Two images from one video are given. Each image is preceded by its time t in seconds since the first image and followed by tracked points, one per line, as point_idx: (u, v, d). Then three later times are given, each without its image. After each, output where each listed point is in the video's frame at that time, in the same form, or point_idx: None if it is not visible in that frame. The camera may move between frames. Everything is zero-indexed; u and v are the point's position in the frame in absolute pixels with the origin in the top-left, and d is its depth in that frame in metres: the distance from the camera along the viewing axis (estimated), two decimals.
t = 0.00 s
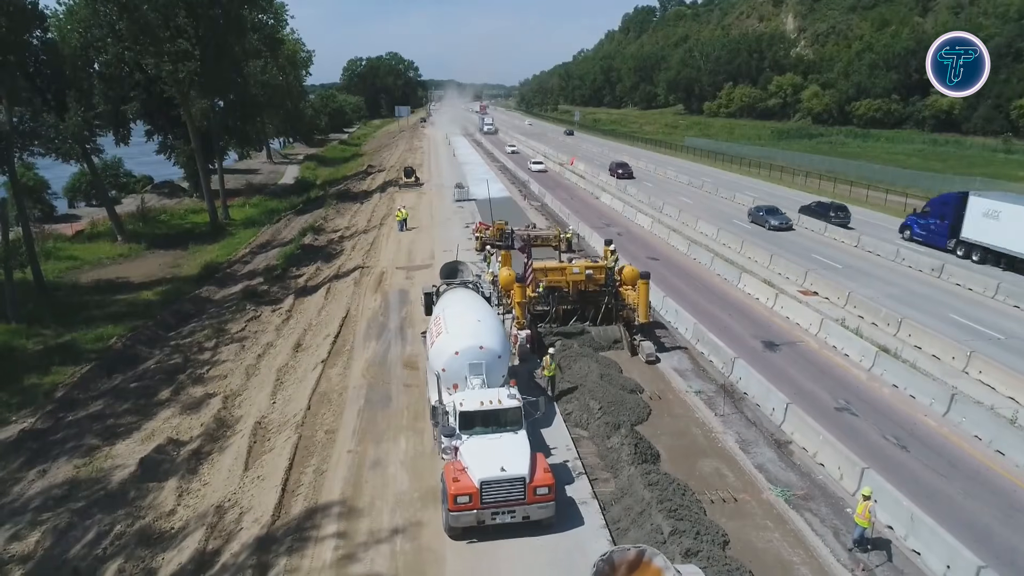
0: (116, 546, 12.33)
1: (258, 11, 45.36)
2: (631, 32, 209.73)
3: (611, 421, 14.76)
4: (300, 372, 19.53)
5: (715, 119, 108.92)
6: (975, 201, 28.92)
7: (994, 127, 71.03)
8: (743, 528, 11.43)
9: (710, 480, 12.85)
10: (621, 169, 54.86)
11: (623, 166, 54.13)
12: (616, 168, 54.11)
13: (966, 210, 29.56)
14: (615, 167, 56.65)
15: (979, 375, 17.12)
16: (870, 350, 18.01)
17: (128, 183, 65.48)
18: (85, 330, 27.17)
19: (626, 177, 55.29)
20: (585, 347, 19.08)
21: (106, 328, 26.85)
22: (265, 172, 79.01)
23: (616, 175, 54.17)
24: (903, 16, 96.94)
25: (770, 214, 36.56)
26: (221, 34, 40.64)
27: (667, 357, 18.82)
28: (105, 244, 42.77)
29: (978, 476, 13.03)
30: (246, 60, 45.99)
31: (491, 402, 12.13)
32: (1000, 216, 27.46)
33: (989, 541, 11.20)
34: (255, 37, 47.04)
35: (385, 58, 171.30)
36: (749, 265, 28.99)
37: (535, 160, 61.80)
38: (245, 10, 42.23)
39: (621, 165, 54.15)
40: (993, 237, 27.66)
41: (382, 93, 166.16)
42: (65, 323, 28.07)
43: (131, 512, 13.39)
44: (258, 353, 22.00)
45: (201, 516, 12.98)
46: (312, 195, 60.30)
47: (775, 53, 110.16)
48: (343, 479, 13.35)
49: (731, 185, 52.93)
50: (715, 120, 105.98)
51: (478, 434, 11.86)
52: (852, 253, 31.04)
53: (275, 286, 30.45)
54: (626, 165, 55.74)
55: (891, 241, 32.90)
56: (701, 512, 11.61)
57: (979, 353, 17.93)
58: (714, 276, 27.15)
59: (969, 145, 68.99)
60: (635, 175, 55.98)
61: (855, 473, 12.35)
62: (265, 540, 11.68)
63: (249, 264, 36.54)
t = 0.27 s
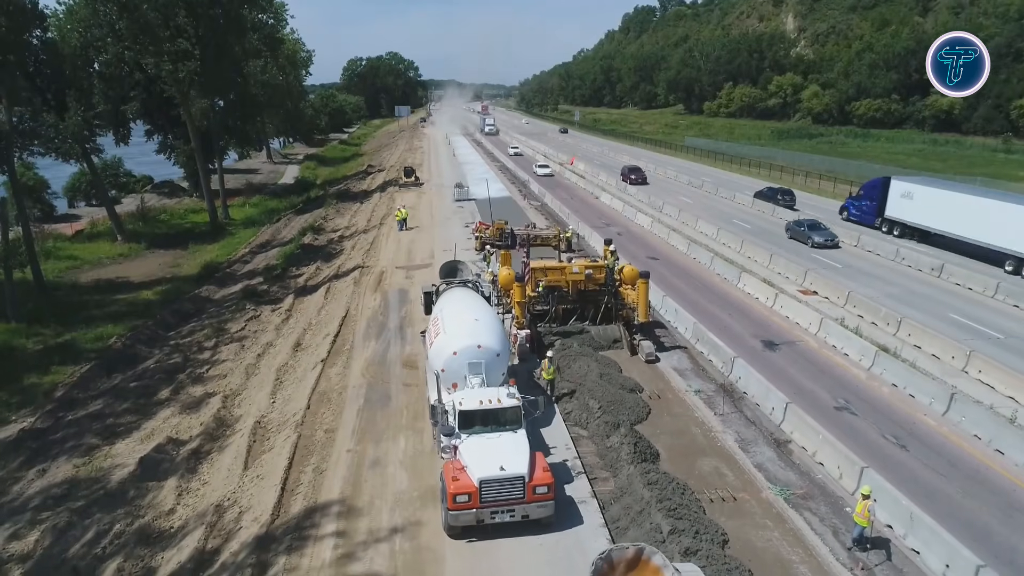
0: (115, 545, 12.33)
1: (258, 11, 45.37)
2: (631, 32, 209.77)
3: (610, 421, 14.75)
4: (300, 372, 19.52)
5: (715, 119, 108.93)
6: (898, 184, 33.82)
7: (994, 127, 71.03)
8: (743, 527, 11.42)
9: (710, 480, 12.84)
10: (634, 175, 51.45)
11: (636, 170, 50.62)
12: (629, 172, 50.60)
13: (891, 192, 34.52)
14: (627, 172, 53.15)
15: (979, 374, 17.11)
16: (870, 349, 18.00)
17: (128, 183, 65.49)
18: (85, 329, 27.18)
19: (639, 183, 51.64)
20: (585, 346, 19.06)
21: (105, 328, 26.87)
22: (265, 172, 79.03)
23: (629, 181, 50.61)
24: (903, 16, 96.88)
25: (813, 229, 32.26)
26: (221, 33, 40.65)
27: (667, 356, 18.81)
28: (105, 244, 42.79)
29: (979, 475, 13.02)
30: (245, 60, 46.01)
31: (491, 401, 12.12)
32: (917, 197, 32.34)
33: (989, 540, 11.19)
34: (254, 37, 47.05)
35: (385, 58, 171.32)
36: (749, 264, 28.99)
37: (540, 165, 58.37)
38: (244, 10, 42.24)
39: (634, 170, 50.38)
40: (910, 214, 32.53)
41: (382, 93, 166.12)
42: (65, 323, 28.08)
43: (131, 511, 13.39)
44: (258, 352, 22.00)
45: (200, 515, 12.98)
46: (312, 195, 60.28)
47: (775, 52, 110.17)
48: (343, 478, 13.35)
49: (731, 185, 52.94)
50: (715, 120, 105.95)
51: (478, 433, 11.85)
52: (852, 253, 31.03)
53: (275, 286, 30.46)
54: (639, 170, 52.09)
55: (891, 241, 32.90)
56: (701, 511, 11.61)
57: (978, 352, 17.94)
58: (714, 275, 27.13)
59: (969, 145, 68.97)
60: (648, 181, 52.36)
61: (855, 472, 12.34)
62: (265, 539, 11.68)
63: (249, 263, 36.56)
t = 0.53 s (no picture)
0: (115, 545, 12.32)
1: (258, 11, 45.37)
2: (631, 32, 209.84)
3: (610, 420, 14.74)
4: (300, 371, 19.52)
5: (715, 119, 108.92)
6: (837, 171, 38.68)
7: (994, 127, 71.06)
8: (742, 527, 11.41)
9: (709, 480, 12.84)
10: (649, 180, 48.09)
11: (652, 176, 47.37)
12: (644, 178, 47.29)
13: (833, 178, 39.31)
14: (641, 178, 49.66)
15: (979, 374, 17.10)
16: (869, 349, 17.99)
17: (128, 183, 65.51)
18: (85, 329, 27.19)
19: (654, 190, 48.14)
20: (585, 346, 19.05)
21: (105, 327, 26.89)
22: (266, 172, 79.06)
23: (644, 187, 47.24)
24: (903, 16, 96.82)
25: (867, 249, 28.23)
26: (221, 33, 40.66)
27: (667, 356, 18.81)
28: (105, 244, 42.79)
29: (978, 475, 13.00)
30: (245, 60, 46.04)
31: (490, 401, 12.12)
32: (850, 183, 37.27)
33: (989, 540, 11.17)
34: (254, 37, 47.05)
35: (385, 58, 171.36)
36: (749, 264, 28.96)
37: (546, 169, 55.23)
38: (245, 10, 42.22)
39: (649, 177, 46.82)
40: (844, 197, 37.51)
41: (382, 93, 166.14)
42: (65, 323, 28.10)
43: (130, 511, 13.38)
44: (257, 352, 22.00)
45: (200, 515, 12.98)
46: (312, 195, 60.28)
47: (775, 52, 110.19)
48: (342, 477, 13.34)
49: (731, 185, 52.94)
50: (715, 121, 105.98)
51: (477, 433, 11.85)
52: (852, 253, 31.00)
53: (275, 286, 30.46)
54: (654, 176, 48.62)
55: (891, 241, 32.89)
56: (700, 510, 11.60)
57: (978, 352, 17.92)
58: (713, 275, 27.12)
59: (969, 145, 68.98)
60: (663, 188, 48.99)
61: (855, 472, 12.32)
62: (264, 539, 11.66)
63: (249, 263, 36.57)
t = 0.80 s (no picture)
0: (114, 545, 12.32)
1: (258, 11, 45.33)
2: (631, 32, 209.94)
3: (610, 421, 14.75)
4: (299, 371, 19.52)
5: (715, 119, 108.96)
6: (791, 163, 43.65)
7: (995, 127, 71.10)
8: (741, 527, 11.42)
9: (709, 480, 12.84)
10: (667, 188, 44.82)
11: (670, 184, 44.15)
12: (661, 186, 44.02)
13: (786, 168, 44.04)
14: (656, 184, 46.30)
15: (978, 374, 17.09)
16: (869, 349, 17.98)
17: (128, 183, 65.51)
18: (85, 329, 27.18)
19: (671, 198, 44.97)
20: (585, 346, 19.04)
21: (105, 327, 26.92)
22: (266, 172, 79.10)
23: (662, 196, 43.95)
24: (903, 16, 96.80)
25: (940, 275, 24.00)
26: (221, 33, 40.65)
27: (666, 356, 18.81)
28: (105, 244, 42.80)
29: (978, 475, 12.99)
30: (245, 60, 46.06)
31: (490, 401, 12.12)
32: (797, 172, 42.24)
33: (988, 541, 11.16)
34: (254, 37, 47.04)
35: (386, 58, 171.38)
36: (749, 264, 28.94)
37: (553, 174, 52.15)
38: (244, 10, 42.20)
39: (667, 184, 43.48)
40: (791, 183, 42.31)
41: (382, 93, 166.14)
42: (65, 323, 28.10)
43: (130, 511, 13.38)
44: (257, 352, 22.00)
45: (199, 515, 12.98)
46: (312, 195, 60.28)
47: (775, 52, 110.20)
48: (342, 477, 13.34)
49: (731, 185, 52.96)
50: (715, 121, 106.02)
51: (476, 433, 11.85)
52: (852, 253, 30.99)
53: (275, 285, 30.47)
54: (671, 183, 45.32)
55: (891, 241, 32.87)
56: (699, 510, 11.60)
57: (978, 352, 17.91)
58: (713, 275, 27.12)
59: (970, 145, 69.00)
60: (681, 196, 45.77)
61: (854, 472, 12.31)
62: (263, 539, 11.65)
63: (249, 263, 36.58)
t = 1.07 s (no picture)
0: (113, 545, 12.33)
1: (258, 11, 45.32)
2: (632, 32, 210.01)
3: (609, 421, 14.75)
4: (299, 371, 19.52)
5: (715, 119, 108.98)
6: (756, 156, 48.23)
7: (995, 127, 71.12)
8: (741, 527, 11.41)
9: (708, 479, 12.85)
10: (687, 197, 41.30)
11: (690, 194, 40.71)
12: (681, 195, 40.59)
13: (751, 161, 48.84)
14: (675, 191, 42.65)
15: (978, 374, 17.10)
16: (869, 349, 17.98)
17: (128, 183, 65.51)
18: (85, 329, 27.17)
19: (692, 207, 41.47)
20: (584, 346, 19.04)
21: (105, 327, 26.93)
22: (266, 172, 79.12)
23: (682, 206, 40.43)
24: (904, 16, 96.78)
25: None
26: (221, 33, 40.65)
27: (666, 356, 18.82)
28: (105, 244, 42.79)
29: (977, 475, 12.99)
30: (245, 60, 46.07)
31: (489, 401, 12.11)
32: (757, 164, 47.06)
33: (988, 541, 11.16)
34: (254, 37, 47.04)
35: (386, 57, 171.32)
36: (749, 264, 28.94)
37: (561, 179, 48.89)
38: (244, 10, 42.20)
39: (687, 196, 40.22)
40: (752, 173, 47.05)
41: (382, 93, 166.15)
42: (65, 323, 28.10)
43: (129, 511, 13.38)
44: (257, 352, 22.00)
45: (199, 515, 12.97)
46: (313, 195, 60.29)
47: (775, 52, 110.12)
48: (342, 477, 13.34)
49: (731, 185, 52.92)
50: (715, 121, 106.08)
51: (475, 433, 11.84)
52: (852, 253, 30.99)
53: (275, 285, 30.48)
54: (691, 191, 41.80)
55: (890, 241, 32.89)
56: (698, 510, 11.61)
57: (978, 352, 17.92)
58: (712, 275, 27.13)
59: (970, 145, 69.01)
60: (702, 204, 42.27)
61: (854, 472, 12.32)
62: (262, 539, 11.64)
63: (249, 263, 36.60)
